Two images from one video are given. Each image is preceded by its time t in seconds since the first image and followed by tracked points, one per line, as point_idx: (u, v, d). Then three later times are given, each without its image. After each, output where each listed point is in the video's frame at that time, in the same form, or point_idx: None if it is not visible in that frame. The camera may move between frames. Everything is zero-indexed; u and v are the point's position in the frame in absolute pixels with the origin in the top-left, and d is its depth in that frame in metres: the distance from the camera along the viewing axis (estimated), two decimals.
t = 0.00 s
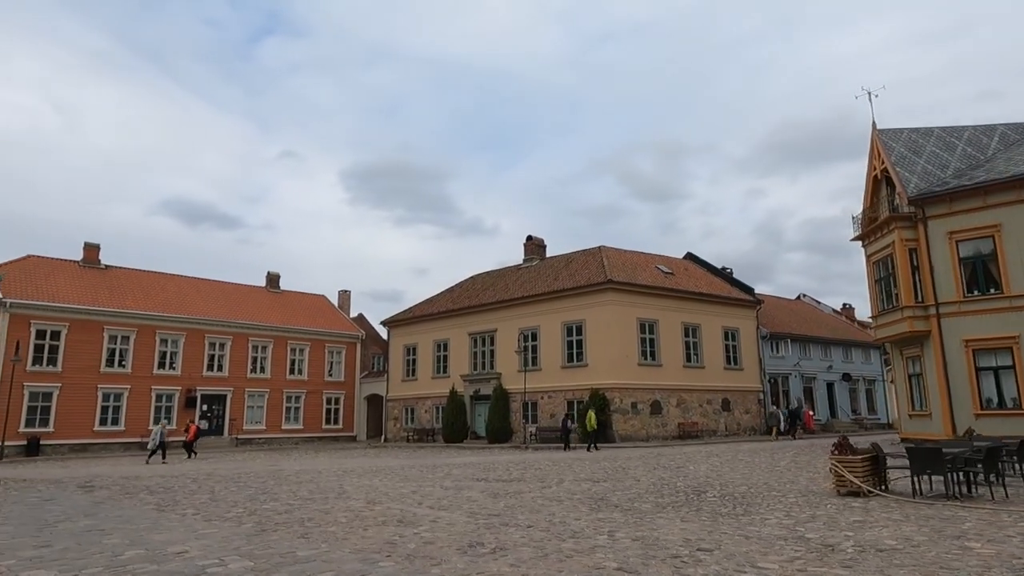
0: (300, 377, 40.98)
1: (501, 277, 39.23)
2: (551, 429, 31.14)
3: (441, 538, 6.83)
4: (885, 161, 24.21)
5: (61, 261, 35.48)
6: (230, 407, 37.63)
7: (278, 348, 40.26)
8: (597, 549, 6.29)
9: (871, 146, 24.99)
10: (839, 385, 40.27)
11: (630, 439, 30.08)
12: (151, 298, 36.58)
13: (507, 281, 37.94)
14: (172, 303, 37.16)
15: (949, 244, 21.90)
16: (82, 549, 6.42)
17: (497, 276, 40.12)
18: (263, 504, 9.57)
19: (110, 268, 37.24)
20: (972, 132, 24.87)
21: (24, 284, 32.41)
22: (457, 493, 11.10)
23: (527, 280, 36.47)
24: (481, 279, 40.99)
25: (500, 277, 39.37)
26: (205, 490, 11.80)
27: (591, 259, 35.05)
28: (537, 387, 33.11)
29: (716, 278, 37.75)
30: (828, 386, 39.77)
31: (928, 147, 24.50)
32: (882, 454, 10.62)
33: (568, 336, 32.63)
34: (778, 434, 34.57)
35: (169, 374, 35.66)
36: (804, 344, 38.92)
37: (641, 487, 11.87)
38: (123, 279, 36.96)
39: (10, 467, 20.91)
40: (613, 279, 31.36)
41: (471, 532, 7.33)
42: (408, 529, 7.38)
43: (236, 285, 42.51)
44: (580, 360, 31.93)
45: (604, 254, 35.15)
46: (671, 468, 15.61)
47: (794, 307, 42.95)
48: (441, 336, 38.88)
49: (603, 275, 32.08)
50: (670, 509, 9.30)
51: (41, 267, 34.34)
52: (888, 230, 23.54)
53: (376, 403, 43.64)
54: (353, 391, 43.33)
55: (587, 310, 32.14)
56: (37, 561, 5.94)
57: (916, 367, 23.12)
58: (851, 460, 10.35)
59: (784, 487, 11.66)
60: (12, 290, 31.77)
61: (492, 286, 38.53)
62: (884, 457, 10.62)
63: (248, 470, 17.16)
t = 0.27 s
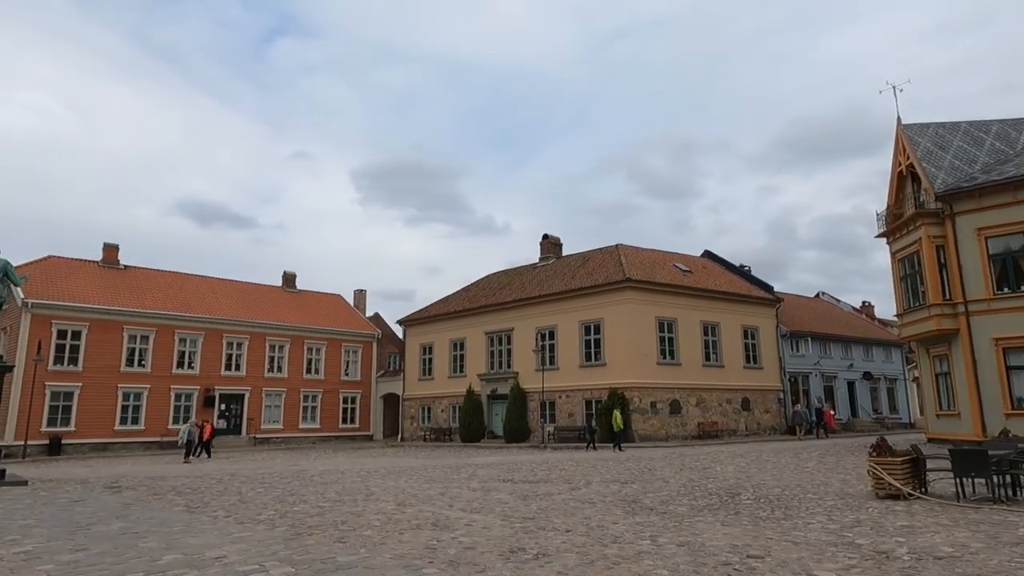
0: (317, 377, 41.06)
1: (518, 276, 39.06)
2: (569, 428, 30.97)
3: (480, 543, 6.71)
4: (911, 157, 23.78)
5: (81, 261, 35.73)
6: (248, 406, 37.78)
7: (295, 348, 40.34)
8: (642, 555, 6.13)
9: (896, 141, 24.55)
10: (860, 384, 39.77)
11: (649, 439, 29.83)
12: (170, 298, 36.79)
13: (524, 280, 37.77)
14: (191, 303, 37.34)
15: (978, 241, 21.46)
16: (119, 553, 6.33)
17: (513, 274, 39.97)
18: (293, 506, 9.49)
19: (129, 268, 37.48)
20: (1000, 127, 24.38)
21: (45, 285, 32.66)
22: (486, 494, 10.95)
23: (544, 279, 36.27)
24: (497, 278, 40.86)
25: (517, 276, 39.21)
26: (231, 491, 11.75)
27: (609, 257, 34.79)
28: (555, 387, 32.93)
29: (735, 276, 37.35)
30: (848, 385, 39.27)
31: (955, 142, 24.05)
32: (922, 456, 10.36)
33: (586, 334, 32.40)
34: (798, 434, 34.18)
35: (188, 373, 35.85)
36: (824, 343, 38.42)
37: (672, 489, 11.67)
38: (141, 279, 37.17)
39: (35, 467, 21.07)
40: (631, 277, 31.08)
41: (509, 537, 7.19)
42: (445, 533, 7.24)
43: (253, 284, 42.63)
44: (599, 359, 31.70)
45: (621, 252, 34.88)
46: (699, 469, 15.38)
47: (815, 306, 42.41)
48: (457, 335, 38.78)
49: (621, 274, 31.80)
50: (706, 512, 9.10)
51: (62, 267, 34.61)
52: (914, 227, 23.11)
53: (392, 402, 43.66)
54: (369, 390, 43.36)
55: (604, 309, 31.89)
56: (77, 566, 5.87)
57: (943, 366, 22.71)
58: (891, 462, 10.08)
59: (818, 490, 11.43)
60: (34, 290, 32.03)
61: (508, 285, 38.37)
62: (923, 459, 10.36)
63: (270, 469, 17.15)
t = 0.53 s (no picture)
0: (336, 375, 41.22)
1: (536, 273, 38.94)
2: (589, 426, 30.82)
3: (523, 542, 6.62)
4: (939, 150, 23.34)
5: (104, 261, 36.11)
6: (268, 404, 38.00)
7: (314, 346, 40.53)
8: (691, 555, 6.01)
9: (924, 134, 24.11)
10: (884, 382, 39.22)
11: (670, 437, 29.60)
12: (191, 297, 37.09)
13: (542, 277, 37.63)
14: (211, 302, 37.61)
15: (1010, 235, 21.01)
16: (162, 551, 6.30)
17: (531, 272, 39.86)
18: (327, 504, 9.46)
19: (151, 267, 37.83)
20: None
21: (69, 284, 33.03)
22: (518, 492, 10.86)
23: (563, 276, 36.11)
24: (515, 275, 40.76)
25: (535, 273, 39.09)
26: (261, 488, 11.76)
27: (628, 254, 34.56)
28: (574, 384, 32.79)
29: (756, 273, 36.96)
30: (872, 382, 38.75)
31: (985, 135, 23.58)
32: (964, 455, 10.12)
33: (606, 332, 32.21)
34: (821, 432, 33.78)
35: (209, 371, 36.12)
36: (847, 340, 37.93)
37: (705, 487, 11.52)
38: (163, 278, 37.50)
39: (63, 464, 21.32)
40: (651, 274, 30.84)
41: (550, 535, 7.09)
42: (485, 532, 7.15)
43: (272, 283, 42.88)
44: (619, 356, 31.51)
45: (641, 249, 34.63)
46: (728, 467, 15.18)
47: (837, 302, 41.87)
48: (476, 333, 38.75)
49: (641, 271, 31.56)
50: (745, 511, 8.95)
51: (85, 267, 35.00)
52: (943, 221, 22.69)
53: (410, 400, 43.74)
54: (387, 388, 43.46)
55: (625, 306, 31.67)
56: (123, 564, 5.84)
57: (974, 363, 22.28)
58: (933, 460, 9.86)
59: (856, 488, 11.21)
60: (59, 290, 32.41)
61: (527, 283, 38.25)
62: (966, 458, 10.12)
63: (296, 467, 17.20)
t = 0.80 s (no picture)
0: (354, 373, 41.32)
1: (553, 271, 38.77)
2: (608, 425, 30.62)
3: (566, 544, 6.48)
4: (968, 144, 22.88)
5: (124, 260, 36.40)
6: (287, 401, 38.14)
7: (331, 344, 40.63)
8: (742, 558, 5.84)
9: (952, 128, 23.64)
10: (907, 380, 38.65)
11: (690, 436, 29.31)
12: (210, 295, 37.30)
13: (559, 276, 37.45)
14: (230, 301, 37.82)
15: None
16: (201, 551, 6.22)
17: (548, 270, 39.69)
18: (358, 503, 9.37)
19: (171, 266, 38.08)
20: None
21: (91, 283, 33.32)
22: (549, 492, 10.72)
23: (581, 274, 35.90)
24: (532, 273, 40.60)
25: (552, 271, 38.92)
26: (289, 487, 11.73)
27: (647, 251, 34.29)
28: (593, 383, 32.59)
29: (776, 270, 36.53)
30: (894, 381, 38.21)
31: (1015, 128, 23.08)
32: (1009, 456, 9.85)
33: (625, 330, 31.97)
34: (844, 431, 33.33)
35: (229, 369, 36.32)
36: (869, 338, 37.42)
37: (738, 487, 11.31)
38: (182, 276, 37.74)
39: (88, 462, 21.49)
40: (671, 272, 30.55)
41: (591, 537, 6.95)
42: (524, 533, 7.04)
43: (290, 282, 43.04)
44: (638, 355, 31.26)
45: (660, 246, 34.33)
46: (756, 467, 14.95)
47: (858, 299, 41.32)
48: (493, 331, 38.65)
49: (661, 268, 31.27)
50: (785, 513, 8.75)
51: (107, 266, 35.31)
52: (973, 216, 22.23)
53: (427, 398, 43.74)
54: (404, 386, 43.47)
55: (644, 304, 31.41)
56: (165, 565, 5.77)
57: (1004, 361, 21.83)
58: (977, 461, 9.60)
59: (893, 489, 10.96)
60: (81, 288, 32.70)
61: (544, 281, 38.08)
62: (1010, 459, 9.85)
63: (320, 465, 17.19)
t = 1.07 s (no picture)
0: (371, 368, 41.39)
1: (570, 267, 38.55)
2: (627, 421, 30.39)
3: (606, 540, 6.32)
4: (998, 135, 22.36)
5: (144, 256, 36.67)
6: (304, 397, 38.28)
7: (348, 340, 40.72)
8: (792, 557, 5.65)
9: (981, 119, 23.13)
10: (930, 377, 38.05)
11: (711, 433, 29.00)
12: (229, 291, 37.50)
13: (577, 271, 37.23)
14: (249, 296, 37.98)
15: None
16: (237, 545, 6.12)
17: (565, 265, 39.48)
18: (387, 498, 9.27)
19: (189, 262, 38.31)
20: None
21: (112, 279, 33.59)
22: (578, 488, 10.55)
23: (599, 270, 35.65)
24: (549, 269, 40.41)
25: (569, 267, 38.71)
26: (316, 481, 11.67)
27: (665, 246, 33.97)
28: (611, 379, 32.37)
29: (797, 265, 36.07)
30: (917, 377, 37.63)
31: None
32: None
33: (644, 326, 31.69)
34: (866, 428, 32.85)
35: (247, 365, 36.49)
36: (891, 334, 36.86)
37: (769, 485, 11.10)
38: (201, 273, 37.96)
39: (112, 455, 21.64)
40: (691, 267, 30.21)
41: (630, 534, 6.78)
42: (561, 530, 6.89)
43: (307, 278, 43.16)
44: (657, 350, 30.98)
45: (679, 241, 33.98)
46: (785, 464, 14.69)
47: (880, 295, 40.72)
48: (510, 327, 38.51)
49: (680, 263, 30.93)
50: (825, 510, 8.51)
51: (127, 262, 35.59)
52: (1003, 209, 21.72)
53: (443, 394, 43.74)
54: (421, 382, 43.48)
55: (663, 300, 31.11)
56: (201, 558, 5.68)
57: None
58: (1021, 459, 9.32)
59: (931, 487, 10.69)
60: (102, 284, 32.97)
61: (561, 276, 37.87)
62: None
63: (342, 460, 17.15)
